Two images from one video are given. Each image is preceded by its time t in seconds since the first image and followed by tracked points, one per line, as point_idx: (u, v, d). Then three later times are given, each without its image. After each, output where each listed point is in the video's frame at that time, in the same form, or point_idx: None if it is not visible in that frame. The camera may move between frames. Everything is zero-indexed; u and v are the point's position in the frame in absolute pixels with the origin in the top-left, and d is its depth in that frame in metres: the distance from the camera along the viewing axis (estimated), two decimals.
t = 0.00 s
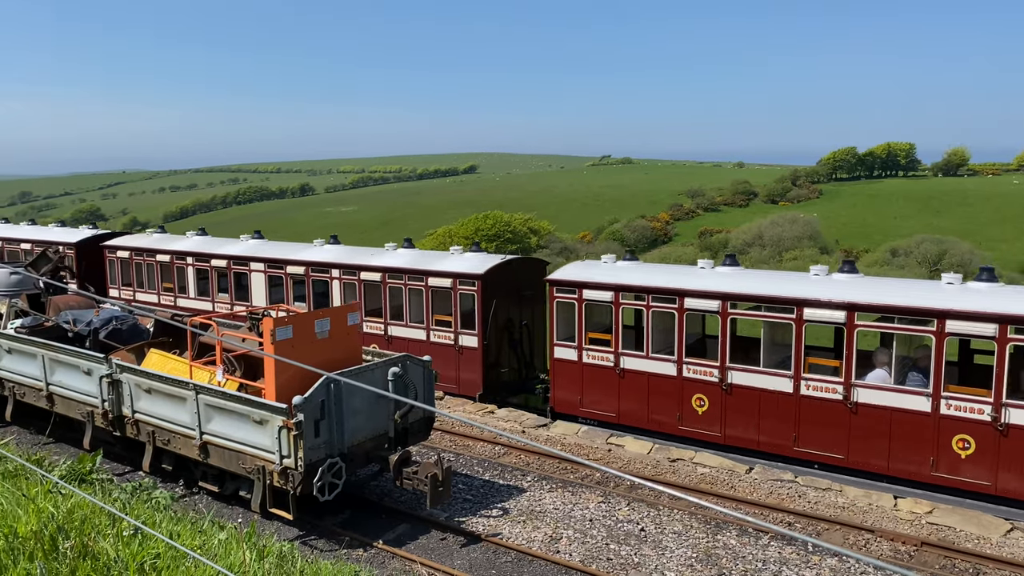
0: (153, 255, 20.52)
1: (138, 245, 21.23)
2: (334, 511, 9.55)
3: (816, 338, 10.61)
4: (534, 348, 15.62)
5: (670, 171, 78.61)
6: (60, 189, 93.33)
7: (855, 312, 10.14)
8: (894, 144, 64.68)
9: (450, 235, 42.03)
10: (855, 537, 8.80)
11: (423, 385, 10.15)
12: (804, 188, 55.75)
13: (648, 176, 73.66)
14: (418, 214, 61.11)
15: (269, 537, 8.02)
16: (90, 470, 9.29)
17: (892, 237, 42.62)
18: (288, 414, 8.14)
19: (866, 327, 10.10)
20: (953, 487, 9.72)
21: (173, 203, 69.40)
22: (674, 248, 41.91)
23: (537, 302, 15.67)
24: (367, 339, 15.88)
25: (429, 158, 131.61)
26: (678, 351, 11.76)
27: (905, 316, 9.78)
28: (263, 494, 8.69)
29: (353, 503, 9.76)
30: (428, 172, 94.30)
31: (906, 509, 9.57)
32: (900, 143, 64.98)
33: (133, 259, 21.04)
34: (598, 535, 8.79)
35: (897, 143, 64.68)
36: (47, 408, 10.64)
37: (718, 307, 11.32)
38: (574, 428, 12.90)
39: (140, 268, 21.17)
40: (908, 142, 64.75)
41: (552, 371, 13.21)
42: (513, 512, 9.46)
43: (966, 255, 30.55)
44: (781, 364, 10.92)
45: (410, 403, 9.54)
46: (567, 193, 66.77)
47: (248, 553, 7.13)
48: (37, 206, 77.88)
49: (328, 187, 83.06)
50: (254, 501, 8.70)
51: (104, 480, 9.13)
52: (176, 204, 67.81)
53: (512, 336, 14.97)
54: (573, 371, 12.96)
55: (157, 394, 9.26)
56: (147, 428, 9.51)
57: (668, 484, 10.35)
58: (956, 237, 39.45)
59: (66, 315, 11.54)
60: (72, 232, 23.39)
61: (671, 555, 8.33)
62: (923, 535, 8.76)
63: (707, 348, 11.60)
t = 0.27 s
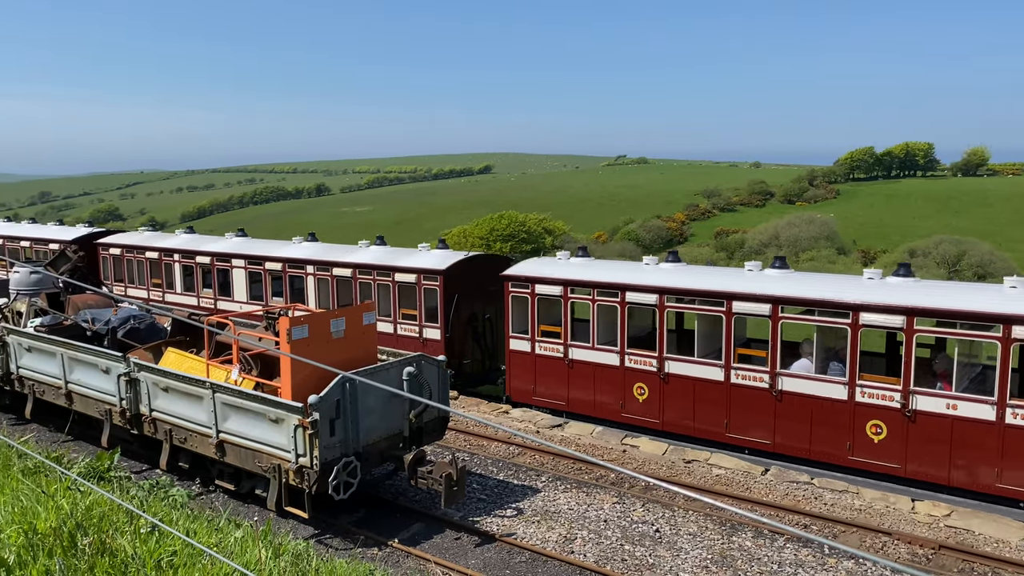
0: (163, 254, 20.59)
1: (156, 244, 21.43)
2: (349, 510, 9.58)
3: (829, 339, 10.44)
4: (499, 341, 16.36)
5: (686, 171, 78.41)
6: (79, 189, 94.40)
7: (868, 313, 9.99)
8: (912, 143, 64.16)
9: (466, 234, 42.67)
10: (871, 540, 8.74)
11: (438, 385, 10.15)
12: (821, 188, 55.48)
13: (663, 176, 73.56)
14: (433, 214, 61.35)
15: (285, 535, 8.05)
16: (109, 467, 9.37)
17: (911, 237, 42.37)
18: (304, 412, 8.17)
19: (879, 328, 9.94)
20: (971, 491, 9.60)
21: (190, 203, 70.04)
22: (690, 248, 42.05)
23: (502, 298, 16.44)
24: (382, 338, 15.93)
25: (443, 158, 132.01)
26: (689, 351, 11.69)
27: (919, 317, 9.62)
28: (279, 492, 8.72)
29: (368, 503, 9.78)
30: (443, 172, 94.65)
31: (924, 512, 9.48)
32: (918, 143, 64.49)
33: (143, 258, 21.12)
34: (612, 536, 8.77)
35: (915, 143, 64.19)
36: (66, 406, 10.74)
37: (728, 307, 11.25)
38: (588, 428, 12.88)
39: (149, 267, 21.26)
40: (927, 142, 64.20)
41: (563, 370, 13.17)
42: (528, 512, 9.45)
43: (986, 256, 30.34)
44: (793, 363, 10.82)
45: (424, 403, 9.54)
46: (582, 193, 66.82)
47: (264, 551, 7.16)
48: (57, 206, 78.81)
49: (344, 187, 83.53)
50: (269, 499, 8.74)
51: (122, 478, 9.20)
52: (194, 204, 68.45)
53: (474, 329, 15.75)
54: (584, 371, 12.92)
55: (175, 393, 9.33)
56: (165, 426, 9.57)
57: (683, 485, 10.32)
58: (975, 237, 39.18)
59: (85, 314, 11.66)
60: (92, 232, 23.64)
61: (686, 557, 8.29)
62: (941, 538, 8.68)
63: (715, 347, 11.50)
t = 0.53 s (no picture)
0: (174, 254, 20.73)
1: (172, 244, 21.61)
2: (362, 509, 9.60)
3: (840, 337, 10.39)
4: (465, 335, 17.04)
5: (700, 170, 78.23)
6: (96, 189, 95.37)
7: (876, 313, 9.94)
8: (928, 143, 63.70)
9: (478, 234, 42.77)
10: (887, 542, 8.67)
11: (451, 384, 10.15)
12: (836, 188, 55.25)
13: (676, 176, 73.46)
14: (446, 214, 61.58)
15: (298, 534, 8.07)
16: (124, 465, 9.42)
17: (927, 237, 42.17)
18: (317, 411, 8.18)
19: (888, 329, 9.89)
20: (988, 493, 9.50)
21: (205, 203, 70.64)
22: (703, 248, 42.14)
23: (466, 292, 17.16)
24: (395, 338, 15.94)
25: (455, 158, 132.35)
26: (699, 351, 11.63)
27: (929, 317, 9.54)
28: (292, 491, 8.74)
29: (381, 502, 9.80)
30: (456, 172, 94.93)
31: (940, 514, 9.40)
32: (934, 142, 64.03)
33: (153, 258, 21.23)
34: (624, 537, 8.74)
35: (932, 143, 63.75)
36: (82, 404, 10.82)
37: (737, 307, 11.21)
38: (601, 428, 12.86)
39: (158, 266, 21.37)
40: (943, 141, 63.71)
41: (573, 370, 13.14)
42: (540, 512, 9.44)
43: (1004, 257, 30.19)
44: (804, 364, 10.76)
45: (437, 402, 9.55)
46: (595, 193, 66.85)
47: (277, 549, 7.18)
48: (75, 206, 79.68)
49: (357, 187, 83.96)
50: (283, 498, 8.76)
51: (137, 476, 9.25)
52: (208, 204, 69.02)
53: (441, 322, 16.44)
54: (595, 371, 12.89)
55: (190, 391, 9.38)
56: (179, 425, 9.63)
57: (696, 486, 10.28)
58: (993, 238, 38.96)
59: (101, 312, 11.76)
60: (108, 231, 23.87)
61: (699, 558, 8.25)
62: (957, 541, 8.61)
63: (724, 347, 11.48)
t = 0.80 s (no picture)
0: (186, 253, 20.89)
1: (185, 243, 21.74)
2: (374, 508, 9.62)
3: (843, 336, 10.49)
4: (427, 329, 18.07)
5: (712, 170, 78.08)
6: (110, 189, 96.23)
7: (889, 314, 9.93)
8: (942, 143, 63.33)
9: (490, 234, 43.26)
10: (900, 544, 8.62)
11: (462, 384, 10.16)
12: (850, 188, 55.08)
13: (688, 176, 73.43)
14: (458, 214, 61.79)
15: (310, 533, 8.07)
16: (138, 464, 9.46)
17: (941, 238, 41.98)
18: (329, 411, 8.20)
19: (900, 329, 9.86)
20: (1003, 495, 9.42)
21: (217, 203, 71.13)
22: (716, 248, 42.25)
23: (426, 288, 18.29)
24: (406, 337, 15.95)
25: (465, 158, 132.64)
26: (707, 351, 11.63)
27: (943, 319, 9.51)
28: (304, 490, 8.76)
29: (392, 501, 9.82)
30: (467, 172, 95.21)
31: (954, 516, 9.33)
32: (949, 142, 63.62)
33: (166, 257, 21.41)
34: (636, 538, 8.71)
35: (947, 143, 63.37)
36: (96, 403, 10.88)
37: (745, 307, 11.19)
38: (612, 428, 12.84)
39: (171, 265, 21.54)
40: (958, 141, 63.31)
41: (582, 370, 13.15)
42: (551, 512, 9.43)
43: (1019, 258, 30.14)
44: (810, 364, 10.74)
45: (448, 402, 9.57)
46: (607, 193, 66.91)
47: (289, 548, 7.19)
48: (90, 205, 80.40)
49: (369, 187, 84.35)
50: (295, 497, 8.79)
51: (150, 474, 9.28)
52: (221, 204, 69.48)
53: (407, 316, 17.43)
54: (605, 371, 12.88)
55: (202, 390, 9.42)
56: (192, 424, 9.67)
57: (709, 487, 10.24)
58: (1007, 238, 38.83)
59: (115, 312, 11.85)
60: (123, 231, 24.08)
61: (711, 559, 8.22)
62: (971, 544, 8.54)
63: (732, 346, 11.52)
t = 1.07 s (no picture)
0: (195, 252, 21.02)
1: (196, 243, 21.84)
2: (383, 507, 9.63)
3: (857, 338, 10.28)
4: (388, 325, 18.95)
5: (721, 170, 77.96)
6: (121, 189, 96.85)
7: (903, 315, 9.84)
8: (954, 142, 62.96)
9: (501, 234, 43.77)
10: (911, 546, 8.57)
11: (471, 384, 10.17)
12: (860, 188, 54.87)
13: (697, 176, 73.34)
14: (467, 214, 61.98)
15: (319, 532, 8.09)
16: (149, 462, 9.50)
17: (953, 238, 41.77)
18: (339, 410, 8.21)
19: (916, 330, 9.76)
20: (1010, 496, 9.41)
21: (227, 203, 71.45)
22: (726, 248, 42.32)
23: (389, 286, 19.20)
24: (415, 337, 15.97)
25: (474, 158, 132.93)
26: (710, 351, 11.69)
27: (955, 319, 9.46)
28: (314, 489, 8.78)
29: (401, 500, 9.83)
30: (477, 172, 95.42)
31: (965, 518, 9.28)
32: (961, 142, 63.26)
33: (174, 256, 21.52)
34: (645, 538, 8.70)
35: (959, 142, 63.00)
36: (108, 401, 10.94)
37: (751, 307, 11.19)
38: (621, 429, 12.83)
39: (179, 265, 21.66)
40: (970, 140, 62.93)
41: (589, 370, 13.15)
42: (560, 512, 9.43)
43: None
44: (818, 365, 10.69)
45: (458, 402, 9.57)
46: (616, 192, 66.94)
47: (299, 547, 7.21)
48: (102, 205, 81.01)
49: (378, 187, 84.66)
50: (305, 496, 8.80)
51: (161, 473, 9.32)
52: (231, 204, 69.80)
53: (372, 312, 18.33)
54: (612, 371, 12.87)
55: (213, 389, 9.45)
56: (202, 423, 9.71)
57: (718, 488, 10.22)
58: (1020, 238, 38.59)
59: (127, 311, 11.92)
60: (134, 231, 24.22)
61: (720, 560, 8.20)
62: (983, 546, 8.49)
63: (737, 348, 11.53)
